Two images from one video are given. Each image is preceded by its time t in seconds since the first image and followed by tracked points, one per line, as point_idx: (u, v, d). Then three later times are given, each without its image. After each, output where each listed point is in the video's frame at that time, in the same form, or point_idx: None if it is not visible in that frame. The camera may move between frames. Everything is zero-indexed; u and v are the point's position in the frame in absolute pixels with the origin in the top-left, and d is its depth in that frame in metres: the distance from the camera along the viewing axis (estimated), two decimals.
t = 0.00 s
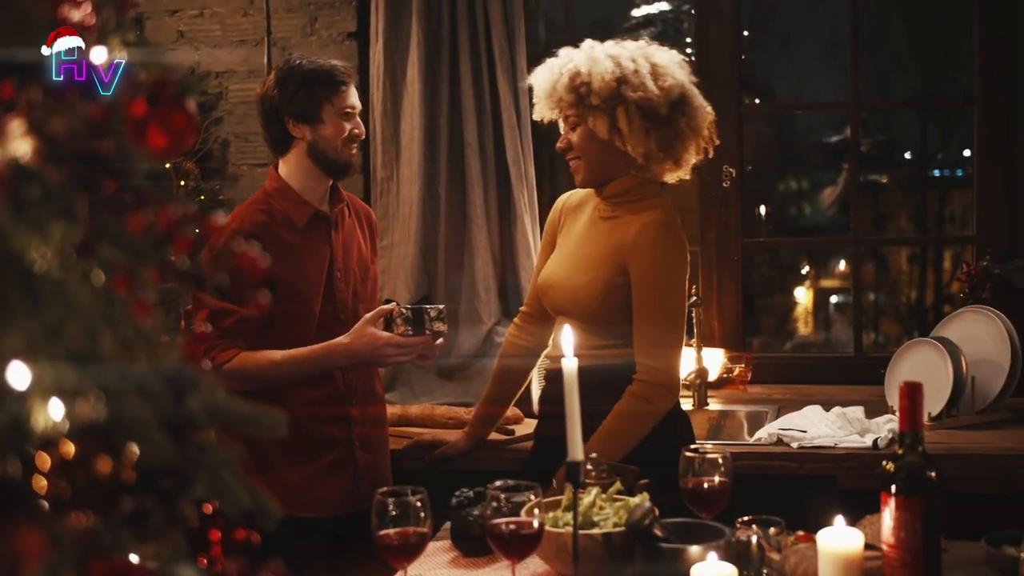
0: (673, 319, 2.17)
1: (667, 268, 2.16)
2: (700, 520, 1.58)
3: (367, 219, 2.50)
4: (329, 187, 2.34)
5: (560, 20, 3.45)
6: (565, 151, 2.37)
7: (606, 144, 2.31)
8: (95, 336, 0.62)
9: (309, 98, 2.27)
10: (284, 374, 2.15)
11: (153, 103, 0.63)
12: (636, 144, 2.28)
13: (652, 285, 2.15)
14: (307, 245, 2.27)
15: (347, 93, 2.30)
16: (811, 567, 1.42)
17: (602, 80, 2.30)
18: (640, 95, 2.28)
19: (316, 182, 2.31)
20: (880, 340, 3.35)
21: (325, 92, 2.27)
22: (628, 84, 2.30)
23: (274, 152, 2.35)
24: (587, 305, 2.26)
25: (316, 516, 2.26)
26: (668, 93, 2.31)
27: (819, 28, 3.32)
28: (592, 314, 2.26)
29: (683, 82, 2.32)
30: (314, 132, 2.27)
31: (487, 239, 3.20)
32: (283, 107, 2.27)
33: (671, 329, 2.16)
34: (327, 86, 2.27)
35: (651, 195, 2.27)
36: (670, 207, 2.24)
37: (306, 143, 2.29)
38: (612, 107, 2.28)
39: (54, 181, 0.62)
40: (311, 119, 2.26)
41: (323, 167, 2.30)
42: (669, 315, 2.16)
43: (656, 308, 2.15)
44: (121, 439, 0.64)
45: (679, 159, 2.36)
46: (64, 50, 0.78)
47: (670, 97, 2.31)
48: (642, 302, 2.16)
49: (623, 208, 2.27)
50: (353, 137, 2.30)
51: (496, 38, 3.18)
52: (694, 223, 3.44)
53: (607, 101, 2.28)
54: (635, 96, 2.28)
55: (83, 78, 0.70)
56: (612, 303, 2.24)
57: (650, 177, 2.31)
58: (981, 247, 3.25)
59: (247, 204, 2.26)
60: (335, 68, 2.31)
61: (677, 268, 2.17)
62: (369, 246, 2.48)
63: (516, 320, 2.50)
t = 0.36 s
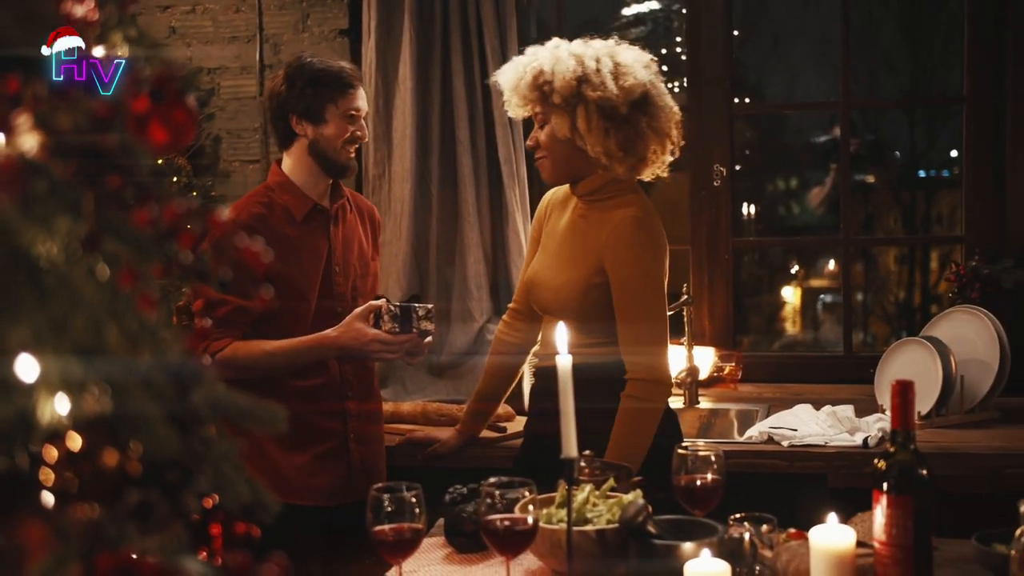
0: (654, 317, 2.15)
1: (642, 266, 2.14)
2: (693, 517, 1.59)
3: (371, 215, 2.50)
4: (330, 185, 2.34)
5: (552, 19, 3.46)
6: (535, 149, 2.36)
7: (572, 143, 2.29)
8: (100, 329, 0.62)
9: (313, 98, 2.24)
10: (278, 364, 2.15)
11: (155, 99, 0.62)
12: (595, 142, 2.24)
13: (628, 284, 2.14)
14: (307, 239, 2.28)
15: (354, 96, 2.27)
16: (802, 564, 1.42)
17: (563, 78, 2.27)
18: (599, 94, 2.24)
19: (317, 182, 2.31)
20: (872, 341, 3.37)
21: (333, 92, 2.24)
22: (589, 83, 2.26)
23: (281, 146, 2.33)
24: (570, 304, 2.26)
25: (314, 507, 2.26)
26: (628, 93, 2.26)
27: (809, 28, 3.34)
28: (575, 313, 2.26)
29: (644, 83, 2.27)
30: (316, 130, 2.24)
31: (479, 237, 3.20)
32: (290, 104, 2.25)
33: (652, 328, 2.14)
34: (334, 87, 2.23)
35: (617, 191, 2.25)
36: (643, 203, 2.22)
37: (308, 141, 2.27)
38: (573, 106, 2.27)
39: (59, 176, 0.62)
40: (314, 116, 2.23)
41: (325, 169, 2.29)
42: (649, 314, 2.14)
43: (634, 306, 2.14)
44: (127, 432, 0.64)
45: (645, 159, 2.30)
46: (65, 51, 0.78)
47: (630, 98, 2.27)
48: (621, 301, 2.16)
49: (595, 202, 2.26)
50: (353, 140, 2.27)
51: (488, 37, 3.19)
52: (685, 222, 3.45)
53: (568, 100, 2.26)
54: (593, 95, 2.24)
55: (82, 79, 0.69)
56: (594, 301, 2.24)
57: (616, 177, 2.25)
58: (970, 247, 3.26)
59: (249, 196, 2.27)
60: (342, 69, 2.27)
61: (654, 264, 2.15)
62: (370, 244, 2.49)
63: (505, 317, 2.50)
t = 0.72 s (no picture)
0: (654, 324, 2.13)
1: (643, 274, 2.12)
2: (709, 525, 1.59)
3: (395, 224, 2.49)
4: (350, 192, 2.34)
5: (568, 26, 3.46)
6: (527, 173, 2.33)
7: (564, 159, 2.27)
8: (128, 333, 0.63)
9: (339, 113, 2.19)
10: (293, 359, 2.15)
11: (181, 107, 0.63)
12: (587, 159, 2.23)
13: (630, 291, 2.12)
14: (320, 243, 2.29)
15: (387, 121, 2.21)
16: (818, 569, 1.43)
17: (544, 99, 2.23)
18: (584, 108, 2.22)
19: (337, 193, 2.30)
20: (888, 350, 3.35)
21: (357, 119, 2.17)
22: (571, 98, 2.23)
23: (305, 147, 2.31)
24: (577, 313, 2.26)
25: (330, 508, 2.26)
26: (610, 100, 2.24)
27: (823, 36, 3.34)
28: (581, 322, 2.26)
29: (623, 87, 2.25)
30: (331, 146, 2.21)
31: (494, 243, 3.21)
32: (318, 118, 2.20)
33: (650, 335, 2.12)
34: (358, 112, 2.17)
35: (613, 201, 2.25)
36: (644, 210, 2.21)
37: (326, 153, 2.24)
38: (558, 126, 2.24)
39: (90, 182, 0.64)
40: (332, 132, 2.19)
41: (338, 191, 2.28)
42: (649, 320, 2.12)
43: (635, 312, 2.12)
44: (154, 436, 0.65)
45: (638, 157, 2.32)
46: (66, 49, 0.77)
47: (613, 104, 2.24)
48: (621, 309, 2.13)
49: (602, 216, 2.24)
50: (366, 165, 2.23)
51: (503, 44, 3.19)
52: (699, 229, 3.45)
53: (554, 120, 2.23)
54: (579, 109, 2.22)
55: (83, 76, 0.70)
56: (598, 309, 2.24)
57: (614, 185, 2.27)
58: (985, 257, 3.26)
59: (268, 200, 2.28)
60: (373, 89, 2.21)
61: (654, 271, 2.13)
62: (392, 249, 2.49)
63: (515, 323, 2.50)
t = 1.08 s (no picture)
0: (663, 325, 2.08)
1: (652, 272, 2.08)
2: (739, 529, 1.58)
3: (427, 232, 2.49)
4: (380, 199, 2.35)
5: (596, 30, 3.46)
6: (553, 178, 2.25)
7: (606, 158, 2.23)
8: (166, 337, 0.64)
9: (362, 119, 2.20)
10: (315, 359, 2.16)
11: (212, 113, 0.64)
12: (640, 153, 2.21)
13: (639, 290, 2.07)
14: (344, 246, 2.30)
15: (411, 128, 2.21)
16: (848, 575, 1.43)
17: (598, 95, 2.19)
18: (643, 103, 2.23)
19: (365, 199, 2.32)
20: (918, 354, 3.33)
21: (378, 124, 2.17)
22: (624, 93, 2.22)
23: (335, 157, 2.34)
24: (586, 314, 2.21)
25: (355, 509, 2.27)
26: (657, 93, 2.26)
27: (853, 39, 3.32)
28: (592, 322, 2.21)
29: (664, 79, 2.29)
30: (354, 151, 2.23)
31: (522, 247, 3.21)
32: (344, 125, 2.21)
33: (656, 338, 2.08)
34: (378, 117, 2.17)
35: (629, 201, 2.18)
36: (649, 202, 2.17)
37: (350, 158, 2.26)
38: (606, 124, 2.20)
39: (128, 188, 0.65)
40: (354, 137, 2.21)
41: (364, 197, 2.30)
42: (657, 320, 2.08)
43: (642, 310, 2.07)
44: (192, 439, 0.65)
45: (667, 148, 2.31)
46: (64, 51, 0.74)
47: (661, 97, 2.27)
48: (631, 310, 2.09)
49: (613, 215, 2.19)
50: (388, 171, 2.24)
51: (532, 48, 3.20)
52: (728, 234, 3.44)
53: (609, 118, 2.20)
54: (638, 104, 2.22)
55: (83, 76, 0.68)
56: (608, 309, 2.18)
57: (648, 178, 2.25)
58: (1017, 260, 3.23)
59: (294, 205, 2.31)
60: (394, 96, 2.21)
61: (662, 269, 2.09)
62: (422, 255, 2.47)
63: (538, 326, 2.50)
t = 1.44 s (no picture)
0: (672, 309, 2.05)
1: (660, 251, 2.06)
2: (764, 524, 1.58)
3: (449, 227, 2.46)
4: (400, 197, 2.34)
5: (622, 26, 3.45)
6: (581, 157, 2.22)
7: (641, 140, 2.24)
8: (192, 331, 0.65)
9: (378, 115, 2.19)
10: (330, 357, 2.11)
11: (239, 108, 0.65)
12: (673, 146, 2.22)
13: (645, 266, 2.05)
14: (362, 243, 2.30)
15: (427, 121, 2.19)
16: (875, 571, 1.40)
17: (651, 81, 2.20)
18: (688, 93, 2.26)
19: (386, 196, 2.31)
20: (947, 351, 3.30)
21: (393, 116, 2.16)
22: (672, 81, 2.23)
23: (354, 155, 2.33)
24: (594, 297, 2.17)
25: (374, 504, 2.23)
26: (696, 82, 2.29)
27: (881, 34, 3.30)
28: (601, 305, 2.17)
29: (700, 69, 2.31)
30: (372, 147, 2.23)
31: (548, 243, 3.22)
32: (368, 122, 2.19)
33: (662, 317, 2.04)
34: (393, 109, 2.16)
35: (643, 182, 2.17)
36: (661, 182, 2.16)
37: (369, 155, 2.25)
38: (647, 110, 2.21)
39: (155, 184, 0.65)
40: (370, 134, 2.20)
41: (384, 193, 2.28)
42: (664, 302, 2.05)
43: (649, 288, 2.05)
44: (218, 432, 0.66)
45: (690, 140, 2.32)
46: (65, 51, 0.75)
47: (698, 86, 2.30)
48: (638, 290, 2.06)
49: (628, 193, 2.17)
50: (408, 165, 2.23)
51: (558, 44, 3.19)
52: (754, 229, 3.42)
53: (657, 104, 2.22)
54: (685, 94, 2.25)
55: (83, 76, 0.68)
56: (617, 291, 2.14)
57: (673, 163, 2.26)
58: None
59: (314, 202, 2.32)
60: (408, 90, 2.18)
61: (670, 249, 2.07)
62: (443, 251, 2.44)
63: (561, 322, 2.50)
